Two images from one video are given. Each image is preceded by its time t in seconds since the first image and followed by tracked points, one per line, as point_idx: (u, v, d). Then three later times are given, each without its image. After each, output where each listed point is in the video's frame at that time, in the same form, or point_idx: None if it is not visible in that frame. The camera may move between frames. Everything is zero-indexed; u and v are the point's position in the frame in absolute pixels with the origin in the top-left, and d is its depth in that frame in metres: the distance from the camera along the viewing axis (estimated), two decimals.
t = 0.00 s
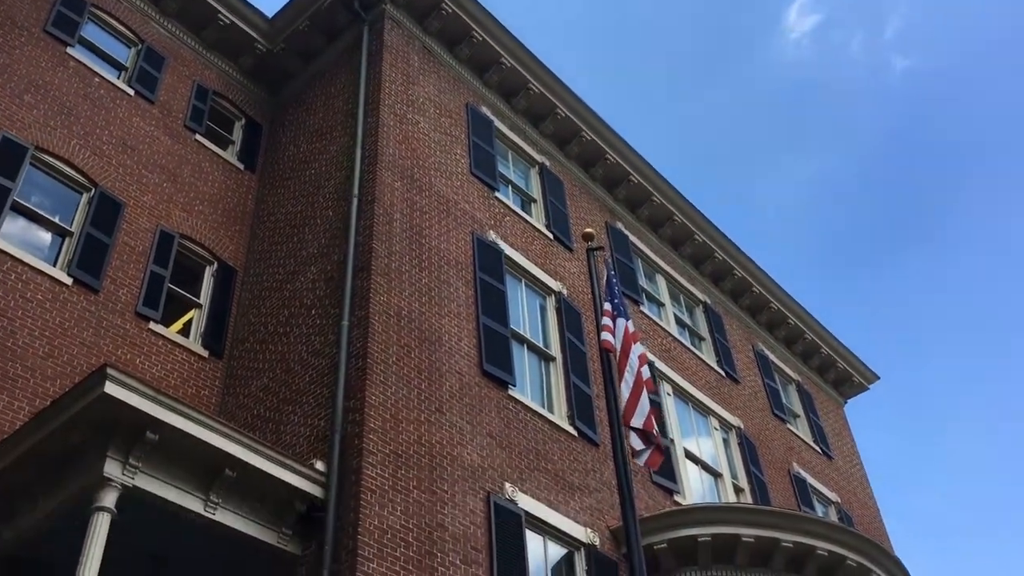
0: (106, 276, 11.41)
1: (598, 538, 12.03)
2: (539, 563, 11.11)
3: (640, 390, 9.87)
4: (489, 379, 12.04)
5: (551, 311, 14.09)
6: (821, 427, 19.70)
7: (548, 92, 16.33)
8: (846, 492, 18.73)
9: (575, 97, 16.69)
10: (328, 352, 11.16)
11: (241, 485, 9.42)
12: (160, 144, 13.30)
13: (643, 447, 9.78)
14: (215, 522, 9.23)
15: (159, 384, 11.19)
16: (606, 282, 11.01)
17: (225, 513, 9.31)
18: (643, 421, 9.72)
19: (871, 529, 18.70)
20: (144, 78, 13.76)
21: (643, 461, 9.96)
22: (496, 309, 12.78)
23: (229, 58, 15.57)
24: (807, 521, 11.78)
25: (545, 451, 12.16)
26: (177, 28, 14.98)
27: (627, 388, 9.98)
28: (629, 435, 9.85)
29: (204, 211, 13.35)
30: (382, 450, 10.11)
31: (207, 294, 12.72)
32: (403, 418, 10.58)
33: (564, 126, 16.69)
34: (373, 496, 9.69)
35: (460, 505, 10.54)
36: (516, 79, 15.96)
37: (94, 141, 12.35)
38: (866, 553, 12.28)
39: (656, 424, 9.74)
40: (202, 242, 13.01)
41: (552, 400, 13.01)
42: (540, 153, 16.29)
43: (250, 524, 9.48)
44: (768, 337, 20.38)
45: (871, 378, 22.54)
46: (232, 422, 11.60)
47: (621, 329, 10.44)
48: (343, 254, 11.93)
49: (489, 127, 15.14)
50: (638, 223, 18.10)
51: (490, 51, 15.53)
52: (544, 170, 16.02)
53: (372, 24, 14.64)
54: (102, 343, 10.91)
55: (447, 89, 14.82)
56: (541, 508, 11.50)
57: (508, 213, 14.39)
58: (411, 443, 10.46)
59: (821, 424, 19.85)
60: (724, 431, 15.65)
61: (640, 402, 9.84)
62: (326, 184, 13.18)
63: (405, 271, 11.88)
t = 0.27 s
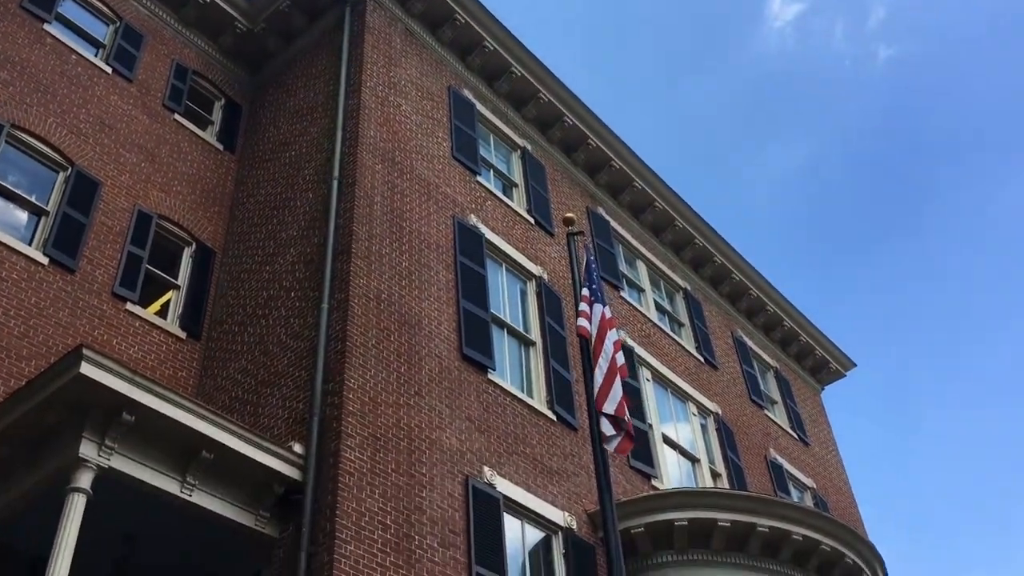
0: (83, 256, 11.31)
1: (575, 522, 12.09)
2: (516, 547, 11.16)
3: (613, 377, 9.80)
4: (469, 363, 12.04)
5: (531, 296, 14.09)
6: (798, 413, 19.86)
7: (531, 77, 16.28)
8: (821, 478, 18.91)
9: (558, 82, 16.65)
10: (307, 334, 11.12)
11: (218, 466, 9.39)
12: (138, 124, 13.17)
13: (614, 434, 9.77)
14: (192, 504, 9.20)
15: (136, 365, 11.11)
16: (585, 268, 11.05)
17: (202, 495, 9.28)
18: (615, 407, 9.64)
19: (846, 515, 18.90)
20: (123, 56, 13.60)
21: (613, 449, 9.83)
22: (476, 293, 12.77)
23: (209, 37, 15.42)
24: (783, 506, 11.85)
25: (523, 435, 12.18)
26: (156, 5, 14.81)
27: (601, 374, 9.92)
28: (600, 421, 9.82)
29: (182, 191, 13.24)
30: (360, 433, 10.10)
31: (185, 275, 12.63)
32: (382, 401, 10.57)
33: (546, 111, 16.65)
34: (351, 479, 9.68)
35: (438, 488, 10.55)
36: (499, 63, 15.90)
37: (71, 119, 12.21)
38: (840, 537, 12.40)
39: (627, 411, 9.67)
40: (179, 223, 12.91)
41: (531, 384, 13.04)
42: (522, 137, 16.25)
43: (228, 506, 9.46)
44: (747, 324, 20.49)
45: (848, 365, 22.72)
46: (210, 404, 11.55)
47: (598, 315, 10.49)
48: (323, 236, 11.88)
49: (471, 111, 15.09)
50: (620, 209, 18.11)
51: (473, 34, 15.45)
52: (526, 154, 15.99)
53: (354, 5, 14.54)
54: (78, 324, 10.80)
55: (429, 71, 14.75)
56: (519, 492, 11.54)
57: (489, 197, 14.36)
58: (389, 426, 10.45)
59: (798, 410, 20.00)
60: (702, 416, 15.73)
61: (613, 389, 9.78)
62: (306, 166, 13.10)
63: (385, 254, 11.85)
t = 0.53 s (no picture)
0: (61, 234, 11.20)
1: (555, 504, 12.14)
2: (496, 528, 11.20)
3: (590, 359, 9.81)
4: (450, 345, 12.04)
5: (514, 279, 14.09)
6: (778, 397, 19.98)
7: (515, 59, 16.22)
8: (800, 462, 19.06)
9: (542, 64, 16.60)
10: (288, 315, 11.07)
11: (198, 446, 9.37)
12: (118, 101, 13.04)
13: (591, 419, 9.58)
14: (171, 484, 9.18)
15: (116, 344, 11.04)
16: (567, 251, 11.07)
17: (181, 475, 9.26)
18: (592, 390, 9.66)
19: (824, 498, 19.09)
20: (102, 32, 13.46)
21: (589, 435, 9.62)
22: (459, 275, 12.76)
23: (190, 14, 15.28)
24: (762, 489, 11.95)
25: (504, 417, 12.21)
26: None
27: (579, 358, 9.94)
28: (576, 407, 9.64)
29: (163, 170, 13.14)
30: (341, 413, 10.08)
31: (165, 254, 12.54)
32: (363, 382, 10.55)
33: (530, 93, 16.61)
34: (331, 459, 9.67)
35: (419, 470, 10.57)
36: (483, 44, 15.83)
37: (49, 96, 12.07)
38: (817, 520, 12.54)
39: (604, 395, 9.68)
40: (159, 201, 12.82)
41: (512, 367, 13.06)
42: (506, 119, 16.21)
43: (207, 486, 9.44)
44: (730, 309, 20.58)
45: (828, 351, 22.87)
46: (190, 384, 11.51)
47: (577, 299, 10.50)
48: (304, 216, 11.82)
49: (455, 92, 15.03)
50: (603, 192, 18.12)
51: (458, 14, 15.37)
52: (510, 137, 15.94)
53: None
54: (56, 302, 10.69)
55: (413, 52, 14.68)
56: (500, 473, 11.57)
57: (472, 179, 14.33)
58: (370, 407, 10.45)
59: (778, 395, 20.14)
60: (683, 400, 15.81)
61: (590, 371, 9.78)
62: (288, 146, 13.03)
63: (367, 235, 11.80)
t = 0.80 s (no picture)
0: (43, 209, 11.10)
1: (538, 484, 12.20)
2: (479, 507, 11.25)
3: (574, 342, 9.86)
4: (435, 324, 12.04)
5: (499, 259, 14.08)
6: (761, 379, 20.10)
7: (502, 37, 16.14)
8: (781, 443, 19.21)
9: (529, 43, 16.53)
10: (272, 293, 11.04)
11: (180, 423, 9.36)
12: (100, 76, 12.91)
13: (574, 404, 9.57)
14: (153, 461, 9.17)
15: (98, 321, 10.98)
16: (551, 232, 11.05)
17: (163, 453, 9.25)
18: (575, 374, 9.65)
19: (804, 479, 19.27)
20: (85, 6, 13.31)
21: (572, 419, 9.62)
22: (444, 255, 12.74)
23: None
24: (744, 470, 12.04)
25: (488, 397, 12.24)
26: None
27: (562, 341, 9.96)
28: (559, 392, 9.65)
29: (145, 146, 13.05)
30: (324, 392, 10.08)
31: (148, 232, 12.49)
32: (347, 361, 10.55)
33: (517, 73, 16.54)
34: (314, 438, 9.67)
35: (403, 448, 10.59)
36: (470, 23, 15.74)
37: (31, 69, 11.93)
38: (797, 501, 12.65)
39: (588, 378, 9.64)
40: (142, 177, 12.73)
41: (496, 346, 13.08)
42: (493, 99, 16.14)
43: (189, 463, 9.44)
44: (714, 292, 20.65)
45: (811, 333, 22.99)
46: (173, 361, 11.48)
47: (561, 281, 10.50)
48: (289, 194, 11.76)
49: (441, 71, 14.96)
50: (589, 173, 18.11)
51: None
52: (496, 116, 15.89)
53: None
54: (38, 278, 10.60)
55: (400, 30, 14.59)
56: (483, 453, 11.60)
57: (458, 158, 14.29)
58: (354, 386, 10.44)
59: (761, 376, 20.27)
60: (666, 381, 15.88)
61: (574, 354, 9.83)
62: (273, 123, 12.95)
63: (352, 213, 11.77)
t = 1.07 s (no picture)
0: (27, 183, 10.99)
1: (523, 461, 12.24)
2: (464, 484, 11.28)
3: (565, 323, 9.88)
4: (422, 302, 12.03)
5: (487, 237, 14.06)
6: (747, 359, 20.18)
7: (492, 14, 16.05)
8: (767, 423, 19.32)
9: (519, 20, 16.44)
10: (258, 269, 10.99)
11: (165, 398, 9.34)
12: (85, 48, 12.77)
13: (564, 385, 9.68)
14: (138, 437, 9.16)
15: (83, 296, 10.92)
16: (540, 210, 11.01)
17: (148, 428, 9.24)
18: (565, 355, 9.70)
19: (789, 459, 19.42)
20: None
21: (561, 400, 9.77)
22: (431, 233, 12.72)
23: None
24: (728, 449, 12.11)
25: (475, 375, 12.26)
26: None
27: (552, 321, 9.98)
28: (549, 372, 9.75)
29: (130, 120, 12.94)
30: (310, 369, 10.06)
31: (133, 207, 12.42)
32: (333, 338, 10.54)
33: (506, 50, 16.46)
34: (301, 415, 9.66)
35: (389, 426, 10.60)
36: None
37: (14, 41, 11.78)
38: (781, 480, 12.75)
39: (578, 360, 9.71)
40: (127, 151, 12.63)
41: (483, 324, 13.08)
42: (482, 76, 16.06)
43: (174, 439, 9.43)
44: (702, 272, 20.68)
45: (797, 313, 23.07)
46: (158, 336, 11.44)
47: (551, 260, 10.49)
48: (275, 170, 11.69)
49: (430, 47, 14.87)
50: (578, 152, 18.08)
51: None
52: (485, 94, 15.81)
53: None
54: (22, 253, 10.50)
55: (388, 5, 14.49)
56: (469, 430, 11.62)
57: (446, 136, 14.24)
58: (340, 363, 10.43)
59: (747, 356, 20.36)
60: (653, 360, 15.93)
61: (564, 335, 9.85)
62: (259, 98, 12.86)
63: (339, 189, 11.72)
